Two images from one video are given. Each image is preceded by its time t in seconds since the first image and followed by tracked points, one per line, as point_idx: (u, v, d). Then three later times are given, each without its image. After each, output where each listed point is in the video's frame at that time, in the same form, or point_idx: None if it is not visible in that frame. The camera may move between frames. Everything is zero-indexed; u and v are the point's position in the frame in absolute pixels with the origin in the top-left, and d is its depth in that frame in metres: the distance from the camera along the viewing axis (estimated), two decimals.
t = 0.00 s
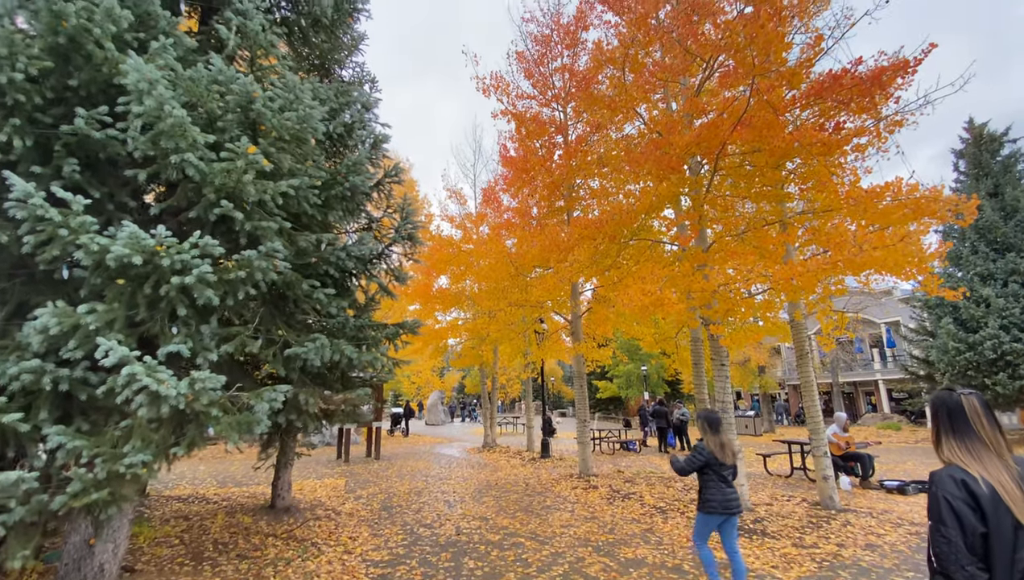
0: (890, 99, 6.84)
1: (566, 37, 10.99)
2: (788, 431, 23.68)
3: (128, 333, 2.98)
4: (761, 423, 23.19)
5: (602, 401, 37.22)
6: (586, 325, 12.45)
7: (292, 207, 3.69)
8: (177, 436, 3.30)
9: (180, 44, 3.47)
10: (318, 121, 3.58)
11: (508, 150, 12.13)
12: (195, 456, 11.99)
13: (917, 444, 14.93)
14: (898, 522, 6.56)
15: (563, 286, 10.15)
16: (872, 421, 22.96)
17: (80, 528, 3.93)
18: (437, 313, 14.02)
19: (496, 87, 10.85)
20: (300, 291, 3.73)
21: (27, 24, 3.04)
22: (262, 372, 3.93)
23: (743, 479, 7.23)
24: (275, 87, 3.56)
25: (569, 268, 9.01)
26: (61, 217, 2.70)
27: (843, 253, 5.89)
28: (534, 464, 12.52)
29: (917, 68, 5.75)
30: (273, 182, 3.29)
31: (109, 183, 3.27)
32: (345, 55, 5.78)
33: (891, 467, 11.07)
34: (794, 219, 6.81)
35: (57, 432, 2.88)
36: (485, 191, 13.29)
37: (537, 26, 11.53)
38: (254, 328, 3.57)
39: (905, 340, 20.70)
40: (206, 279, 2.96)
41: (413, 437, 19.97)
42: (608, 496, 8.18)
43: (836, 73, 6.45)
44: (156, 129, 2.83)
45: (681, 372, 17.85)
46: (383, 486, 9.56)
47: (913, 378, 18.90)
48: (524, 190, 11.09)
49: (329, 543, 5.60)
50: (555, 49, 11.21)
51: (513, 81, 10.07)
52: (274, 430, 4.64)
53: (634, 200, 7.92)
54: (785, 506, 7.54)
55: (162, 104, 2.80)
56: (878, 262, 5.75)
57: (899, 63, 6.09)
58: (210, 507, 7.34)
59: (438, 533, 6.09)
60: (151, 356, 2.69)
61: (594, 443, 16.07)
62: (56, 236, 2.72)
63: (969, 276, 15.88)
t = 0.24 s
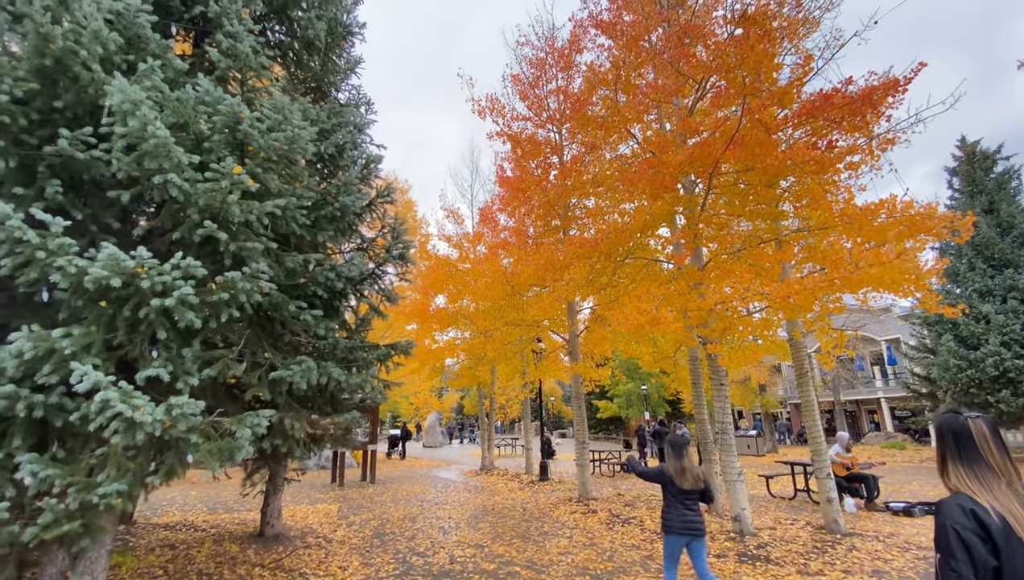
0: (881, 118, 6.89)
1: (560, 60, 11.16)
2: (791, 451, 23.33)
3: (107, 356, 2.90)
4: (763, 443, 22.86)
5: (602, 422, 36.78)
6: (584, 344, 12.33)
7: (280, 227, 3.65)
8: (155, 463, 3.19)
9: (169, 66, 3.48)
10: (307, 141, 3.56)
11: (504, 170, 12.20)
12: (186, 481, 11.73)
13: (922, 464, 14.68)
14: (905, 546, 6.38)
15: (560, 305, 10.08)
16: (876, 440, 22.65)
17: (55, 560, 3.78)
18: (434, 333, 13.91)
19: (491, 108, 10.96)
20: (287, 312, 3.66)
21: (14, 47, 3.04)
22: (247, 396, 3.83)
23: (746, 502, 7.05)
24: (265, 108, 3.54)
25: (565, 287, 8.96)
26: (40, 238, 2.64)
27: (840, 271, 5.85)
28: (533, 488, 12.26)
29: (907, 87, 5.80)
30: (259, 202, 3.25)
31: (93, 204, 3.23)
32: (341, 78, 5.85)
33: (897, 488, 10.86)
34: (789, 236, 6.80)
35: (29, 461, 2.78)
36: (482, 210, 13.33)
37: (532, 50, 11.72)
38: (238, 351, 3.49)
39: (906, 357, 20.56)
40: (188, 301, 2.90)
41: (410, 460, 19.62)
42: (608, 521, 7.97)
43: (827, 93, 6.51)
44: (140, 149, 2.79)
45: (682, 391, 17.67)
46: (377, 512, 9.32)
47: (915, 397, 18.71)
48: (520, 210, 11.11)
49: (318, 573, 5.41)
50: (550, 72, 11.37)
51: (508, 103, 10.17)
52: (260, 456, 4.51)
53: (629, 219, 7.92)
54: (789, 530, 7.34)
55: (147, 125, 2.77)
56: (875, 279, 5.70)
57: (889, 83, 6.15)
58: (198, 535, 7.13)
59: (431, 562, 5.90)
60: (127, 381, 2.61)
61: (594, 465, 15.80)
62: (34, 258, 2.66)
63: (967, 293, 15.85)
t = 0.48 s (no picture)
0: (873, 138, 6.94)
1: (555, 83, 11.31)
2: (793, 473, 22.96)
3: (81, 381, 2.82)
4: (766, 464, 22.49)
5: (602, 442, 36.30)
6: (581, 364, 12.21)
7: (266, 248, 3.60)
8: (129, 491, 3.09)
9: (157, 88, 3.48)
10: (294, 162, 3.54)
11: (500, 190, 12.25)
12: (174, 507, 11.44)
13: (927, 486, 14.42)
14: (911, 573, 6.19)
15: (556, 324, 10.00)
16: (880, 461, 22.32)
17: None
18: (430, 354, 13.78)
19: (487, 130, 11.06)
20: (271, 334, 3.59)
21: None
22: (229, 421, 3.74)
23: (747, 527, 6.87)
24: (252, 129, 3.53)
25: (560, 306, 8.89)
26: (14, 261, 2.58)
27: (835, 289, 5.80)
28: (530, 512, 11.99)
29: (897, 107, 5.84)
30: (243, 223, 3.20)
31: (74, 225, 3.18)
32: (336, 99, 5.87)
33: (902, 511, 10.63)
34: (784, 255, 6.77)
35: None
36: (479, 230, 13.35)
37: (527, 73, 11.89)
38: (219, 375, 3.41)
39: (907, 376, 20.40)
40: (165, 324, 2.83)
41: (407, 484, 19.26)
42: (606, 547, 7.76)
43: (817, 113, 6.56)
44: (120, 171, 2.76)
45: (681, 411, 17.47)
46: (369, 538, 9.07)
47: (918, 416, 18.49)
48: (516, 229, 11.12)
49: None
50: (545, 94, 11.51)
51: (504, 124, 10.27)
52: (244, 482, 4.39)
53: (623, 238, 7.90)
54: (791, 556, 7.14)
55: (128, 146, 2.74)
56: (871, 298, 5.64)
57: (879, 103, 6.20)
58: (183, 564, 6.91)
59: None
60: (97, 408, 2.53)
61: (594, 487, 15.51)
62: (8, 280, 2.60)
63: (966, 310, 15.81)
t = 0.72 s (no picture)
0: (865, 158, 6.98)
1: (550, 106, 11.47)
2: (797, 496, 22.53)
3: (54, 406, 2.75)
4: (768, 487, 22.10)
5: (602, 465, 35.73)
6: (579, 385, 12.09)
7: (251, 269, 3.55)
8: (101, 520, 2.99)
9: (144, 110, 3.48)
10: (281, 182, 3.50)
11: (496, 210, 12.29)
12: (163, 533, 11.16)
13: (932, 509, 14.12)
14: None
15: (552, 345, 9.92)
16: (884, 483, 21.94)
17: None
18: (426, 375, 13.64)
19: (483, 151, 11.15)
20: (254, 357, 3.51)
21: None
22: (208, 446, 3.64)
23: (748, 555, 6.68)
24: (238, 150, 3.51)
25: (556, 326, 8.82)
26: None
27: (831, 310, 5.74)
28: (527, 538, 11.70)
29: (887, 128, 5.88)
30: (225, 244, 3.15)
31: (55, 246, 3.14)
32: (332, 122, 5.91)
33: (907, 536, 10.38)
34: (779, 275, 6.73)
35: None
36: (476, 250, 13.35)
37: (523, 96, 12.06)
38: (199, 399, 3.33)
39: (909, 396, 20.18)
40: (141, 347, 2.76)
41: (402, 508, 18.86)
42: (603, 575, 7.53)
43: (809, 134, 6.60)
44: (100, 191, 2.73)
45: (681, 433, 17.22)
46: (361, 566, 8.82)
47: (921, 437, 18.25)
48: (512, 249, 11.12)
49: None
50: (540, 117, 11.65)
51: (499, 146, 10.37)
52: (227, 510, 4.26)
53: (618, 258, 7.88)
54: None
55: (108, 167, 2.72)
56: (867, 319, 5.59)
57: (869, 124, 6.24)
58: None
59: None
60: (65, 434, 2.45)
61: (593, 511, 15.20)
62: None
63: (965, 330, 15.73)
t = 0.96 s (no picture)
0: (857, 179, 7.01)
1: (545, 128, 11.60)
2: (800, 521, 22.08)
3: (25, 430, 2.66)
4: (771, 512, 21.67)
5: (602, 489, 35.09)
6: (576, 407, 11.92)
7: (236, 290, 3.50)
8: (70, 551, 2.87)
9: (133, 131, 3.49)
10: (268, 202, 3.47)
11: (493, 231, 12.31)
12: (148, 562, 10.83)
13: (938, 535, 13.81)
14: None
15: (547, 366, 9.81)
16: (888, 507, 21.53)
17: None
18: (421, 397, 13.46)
19: (479, 173, 11.22)
20: (237, 379, 3.44)
21: None
22: (187, 472, 3.53)
23: None
24: (226, 170, 3.50)
25: (551, 347, 8.73)
26: None
27: (827, 331, 5.67)
28: (523, 565, 11.38)
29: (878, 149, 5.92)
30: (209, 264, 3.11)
31: (35, 266, 3.09)
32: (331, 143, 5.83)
33: (913, 562, 10.11)
34: (774, 295, 6.68)
35: None
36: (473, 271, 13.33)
37: (519, 119, 12.20)
38: (179, 423, 3.24)
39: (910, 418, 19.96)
40: (117, 369, 2.69)
41: (397, 534, 18.42)
42: None
43: (801, 156, 6.65)
44: (81, 211, 2.70)
45: (681, 456, 16.94)
46: None
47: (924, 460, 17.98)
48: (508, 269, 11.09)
49: None
50: (536, 139, 11.77)
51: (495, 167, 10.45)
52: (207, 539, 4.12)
53: (613, 279, 7.84)
54: None
55: (90, 186, 2.69)
56: (863, 340, 5.52)
57: (860, 146, 6.28)
58: None
59: None
60: (32, 460, 2.37)
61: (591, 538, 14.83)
62: None
63: (964, 350, 15.65)
